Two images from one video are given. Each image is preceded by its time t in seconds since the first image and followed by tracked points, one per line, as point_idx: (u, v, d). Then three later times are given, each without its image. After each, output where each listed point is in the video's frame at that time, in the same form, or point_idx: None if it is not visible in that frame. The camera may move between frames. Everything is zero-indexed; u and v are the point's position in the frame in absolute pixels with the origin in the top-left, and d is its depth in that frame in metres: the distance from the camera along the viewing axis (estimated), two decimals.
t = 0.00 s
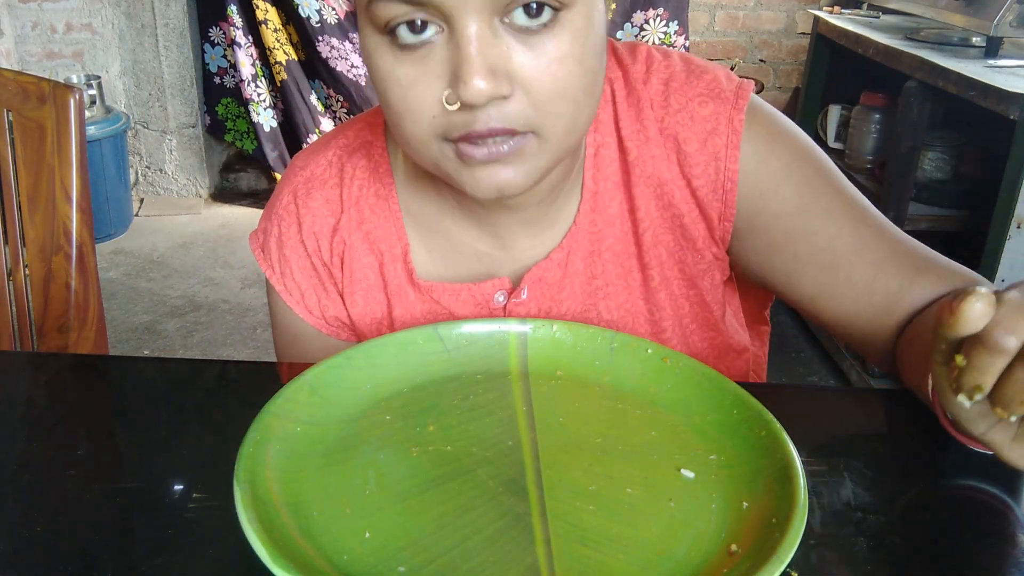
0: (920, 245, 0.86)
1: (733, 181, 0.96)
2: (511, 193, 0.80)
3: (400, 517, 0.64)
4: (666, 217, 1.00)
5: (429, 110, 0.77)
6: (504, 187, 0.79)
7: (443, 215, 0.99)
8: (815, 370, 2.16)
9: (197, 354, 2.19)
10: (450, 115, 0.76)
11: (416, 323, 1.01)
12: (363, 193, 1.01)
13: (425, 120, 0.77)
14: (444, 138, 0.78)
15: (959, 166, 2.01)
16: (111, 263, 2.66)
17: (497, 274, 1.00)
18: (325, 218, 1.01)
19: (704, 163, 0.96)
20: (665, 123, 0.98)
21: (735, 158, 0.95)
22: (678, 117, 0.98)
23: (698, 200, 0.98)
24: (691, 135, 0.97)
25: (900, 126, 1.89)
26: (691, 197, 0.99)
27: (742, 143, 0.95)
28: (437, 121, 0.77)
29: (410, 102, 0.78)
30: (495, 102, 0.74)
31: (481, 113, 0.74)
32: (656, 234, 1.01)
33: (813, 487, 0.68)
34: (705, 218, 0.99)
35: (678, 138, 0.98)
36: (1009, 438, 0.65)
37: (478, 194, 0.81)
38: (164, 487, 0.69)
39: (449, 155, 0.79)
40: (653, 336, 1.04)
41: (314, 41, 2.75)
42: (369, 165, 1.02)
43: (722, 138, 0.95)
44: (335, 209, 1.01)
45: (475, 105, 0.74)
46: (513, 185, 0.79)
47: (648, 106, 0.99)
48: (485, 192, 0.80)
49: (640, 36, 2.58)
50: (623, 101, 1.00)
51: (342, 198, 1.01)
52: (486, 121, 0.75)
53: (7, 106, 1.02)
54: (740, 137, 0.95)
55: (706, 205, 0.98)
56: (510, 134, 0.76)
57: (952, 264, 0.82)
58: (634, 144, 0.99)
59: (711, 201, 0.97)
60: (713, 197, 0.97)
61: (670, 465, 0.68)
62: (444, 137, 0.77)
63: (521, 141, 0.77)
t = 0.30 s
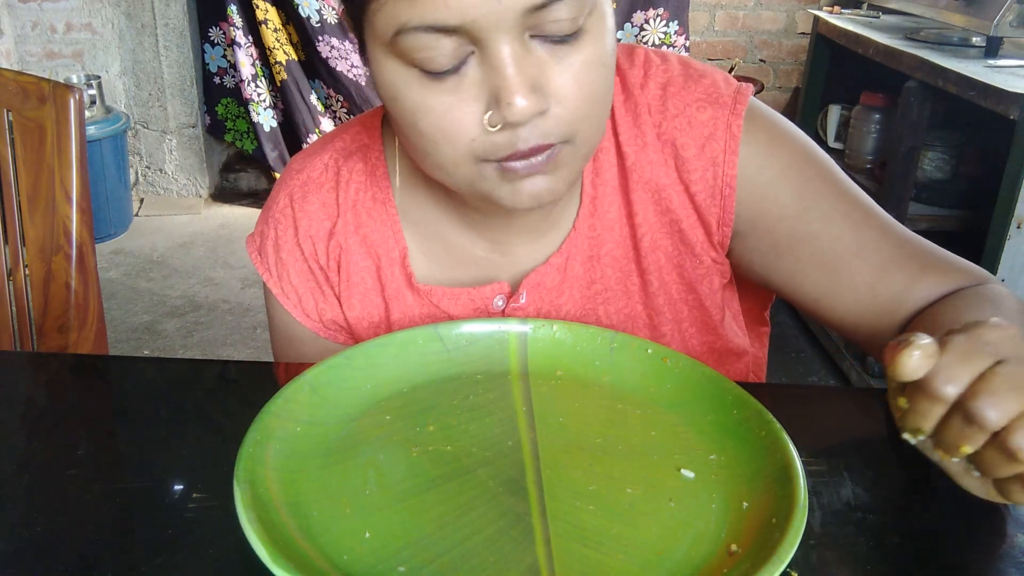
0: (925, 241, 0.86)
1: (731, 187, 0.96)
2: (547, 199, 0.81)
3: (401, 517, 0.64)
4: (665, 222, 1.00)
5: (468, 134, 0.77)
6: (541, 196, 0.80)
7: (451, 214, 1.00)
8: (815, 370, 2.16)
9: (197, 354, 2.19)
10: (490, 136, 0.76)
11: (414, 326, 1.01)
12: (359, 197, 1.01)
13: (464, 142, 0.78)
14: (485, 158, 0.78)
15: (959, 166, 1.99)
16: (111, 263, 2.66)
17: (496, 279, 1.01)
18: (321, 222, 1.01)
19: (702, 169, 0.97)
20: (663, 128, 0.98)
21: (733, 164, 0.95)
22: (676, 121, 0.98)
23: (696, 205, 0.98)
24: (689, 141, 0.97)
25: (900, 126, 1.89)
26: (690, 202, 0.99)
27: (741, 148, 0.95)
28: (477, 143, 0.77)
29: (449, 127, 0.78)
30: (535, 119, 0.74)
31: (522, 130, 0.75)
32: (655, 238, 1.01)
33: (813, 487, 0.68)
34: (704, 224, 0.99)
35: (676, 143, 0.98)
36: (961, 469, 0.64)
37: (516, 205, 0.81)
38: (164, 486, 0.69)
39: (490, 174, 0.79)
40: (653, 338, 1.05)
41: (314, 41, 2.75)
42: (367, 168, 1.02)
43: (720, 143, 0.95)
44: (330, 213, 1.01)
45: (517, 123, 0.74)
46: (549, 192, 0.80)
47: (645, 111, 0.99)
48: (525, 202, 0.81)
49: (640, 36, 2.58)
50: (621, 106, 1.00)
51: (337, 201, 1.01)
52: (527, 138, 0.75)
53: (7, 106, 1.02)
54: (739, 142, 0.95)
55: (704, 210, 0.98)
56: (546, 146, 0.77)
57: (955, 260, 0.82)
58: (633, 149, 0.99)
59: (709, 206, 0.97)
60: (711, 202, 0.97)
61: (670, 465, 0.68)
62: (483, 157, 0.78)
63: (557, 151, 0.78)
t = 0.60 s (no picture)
0: (927, 238, 0.87)
1: (734, 188, 0.95)
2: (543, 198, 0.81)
3: (401, 517, 0.64)
4: (667, 223, 1.00)
5: (464, 120, 0.77)
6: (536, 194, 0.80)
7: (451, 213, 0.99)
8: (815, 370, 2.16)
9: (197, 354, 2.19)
10: (487, 122, 0.76)
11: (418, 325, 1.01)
12: (363, 196, 1.01)
13: (461, 129, 0.77)
14: (481, 147, 0.78)
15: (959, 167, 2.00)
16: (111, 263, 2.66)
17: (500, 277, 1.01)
18: (324, 221, 1.00)
19: (705, 170, 0.96)
20: (666, 129, 0.98)
21: (736, 164, 0.95)
22: (680, 122, 0.97)
23: (698, 204, 0.98)
24: (692, 141, 0.97)
25: (899, 126, 1.89)
26: (692, 202, 0.99)
27: (744, 149, 0.95)
28: (473, 129, 0.77)
29: (445, 112, 0.77)
30: (533, 106, 0.74)
31: (519, 116, 0.75)
32: (657, 238, 1.00)
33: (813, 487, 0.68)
34: (706, 224, 0.99)
35: (679, 143, 0.97)
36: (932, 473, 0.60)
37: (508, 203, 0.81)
38: (165, 486, 0.69)
39: (484, 164, 0.79)
40: (654, 337, 1.05)
41: (314, 41, 2.75)
42: (369, 168, 1.02)
43: (723, 145, 0.95)
44: (334, 211, 1.01)
45: (513, 109, 0.74)
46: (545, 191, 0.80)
47: (649, 111, 0.99)
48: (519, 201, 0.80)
49: (640, 36, 2.58)
50: (625, 107, 1.00)
51: (340, 200, 1.00)
52: (523, 125, 0.75)
53: (7, 106, 1.02)
54: (741, 142, 0.95)
55: (707, 210, 0.97)
56: (544, 137, 0.77)
57: (956, 256, 0.85)
58: (636, 150, 0.99)
59: (711, 207, 0.97)
60: (714, 204, 0.97)
61: (671, 465, 0.68)
62: (479, 145, 0.78)
63: (554, 146, 0.78)
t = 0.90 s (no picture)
0: (921, 240, 0.87)
1: (729, 187, 0.96)
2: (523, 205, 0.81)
3: (401, 517, 0.64)
4: (663, 223, 1.00)
5: (444, 132, 0.77)
6: (515, 202, 0.80)
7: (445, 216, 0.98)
8: (815, 370, 2.16)
9: (197, 354, 2.19)
10: (465, 136, 0.76)
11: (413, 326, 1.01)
12: (358, 197, 1.00)
13: (440, 139, 0.77)
14: (461, 159, 0.78)
15: (960, 166, 2.00)
16: (111, 263, 2.66)
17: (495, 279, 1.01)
18: (319, 222, 1.00)
19: (700, 170, 0.96)
20: (661, 128, 0.98)
21: (730, 164, 0.95)
22: (674, 121, 0.97)
23: (693, 204, 0.98)
24: (687, 141, 0.97)
25: (899, 126, 1.89)
26: (687, 202, 0.99)
27: (738, 148, 0.95)
28: (453, 142, 0.77)
29: (426, 122, 0.77)
30: (510, 124, 0.74)
31: (496, 133, 0.74)
32: (653, 238, 1.00)
33: (813, 487, 0.68)
34: (702, 224, 0.99)
35: (674, 143, 0.97)
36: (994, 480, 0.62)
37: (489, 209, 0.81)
38: (165, 486, 0.69)
39: (465, 174, 0.79)
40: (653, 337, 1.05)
41: (314, 41, 2.75)
42: (365, 168, 1.01)
43: (717, 144, 0.95)
44: (329, 212, 1.01)
45: (491, 127, 0.73)
46: (523, 198, 0.80)
47: (643, 111, 0.99)
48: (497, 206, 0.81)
49: (640, 36, 2.58)
50: (620, 107, 1.00)
51: (336, 201, 1.00)
52: (501, 143, 0.75)
53: (7, 106, 1.02)
54: (736, 142, 0.95)
55: (701, 209, 0.98)
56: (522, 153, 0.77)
57: (950, 261, 0.83)
58: (631, 149, 0.99)
59: (706, 207, 0.97)
60: (709, 203, 0.97)
61: (670, 465, 0.68)
62: (458, 156, 0.78)
63: (534, 158, 0.77)
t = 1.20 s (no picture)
0: (928, 231, 0.88)
1: (748, 170, 0.96)
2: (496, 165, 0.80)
3: (401, 517, 0.64)
4: (680, 204, 0.99)
5: (431, 72, 0.77)
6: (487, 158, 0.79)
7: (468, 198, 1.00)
8: (815, 370, 2.16)
9: (197, 354, 2.19)
10: (449, 83, 0.76)
11: (428, 289, 1.00)
12: (388, 156, 1.02)
13: (428, 82, 0.78)
14: (441, 98, 0.78)
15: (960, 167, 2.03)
16: (111, 263, 2.66)
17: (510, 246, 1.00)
18: (350, 176, 1.03)
19: (722, 152, 0.96)
20: (686, 111, 0.98)
21: (751, 148, 0.95)
22: (698, 105, 0.98)
23: (713, 187, 0.98)
24: (710, 124, 0.97)
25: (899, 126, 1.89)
26: (706, 185, 0.98)
27: (760, 133, 0.95)
28: (437, 83, 0.77)
29: (417, 60, 0.78)
30: (489, 81, 0.74)
31: (475, 88, 0.75)
32: (670, 219, 0.99)
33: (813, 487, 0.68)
34: (719, 205, 0.98)
35: (697, 126, 0.97)
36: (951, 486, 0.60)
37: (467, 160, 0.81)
38: (166, 486, 0.69)
39: (442, 114, 0.79)
40: (658, 328, 1.04)
41: (314, 40, 2.75)
42: (397, 132, 1.03)
43: (739, 128, 0.95)
44: (362, 168, 1.03)
45: (470, 82, 0.74)
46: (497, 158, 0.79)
47: (671, 93, 0.99)
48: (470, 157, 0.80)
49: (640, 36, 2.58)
50: (647, 89, 1.00)
51: (370, 158, 1.03)
52: (479, 97, 0.75)
53: (8, 106, 1.02)
54: (758, 128, 0.95)
55: (721, 192, 0.97)
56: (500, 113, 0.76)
57: (958, 255, 0.84)
58: (655, 130, 0.99)
59: (726, 189, 0.97)
60: (728, 185, 0.97)
61: (669, 465, 0.68)
62: (440, 96, 0.78)
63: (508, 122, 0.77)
